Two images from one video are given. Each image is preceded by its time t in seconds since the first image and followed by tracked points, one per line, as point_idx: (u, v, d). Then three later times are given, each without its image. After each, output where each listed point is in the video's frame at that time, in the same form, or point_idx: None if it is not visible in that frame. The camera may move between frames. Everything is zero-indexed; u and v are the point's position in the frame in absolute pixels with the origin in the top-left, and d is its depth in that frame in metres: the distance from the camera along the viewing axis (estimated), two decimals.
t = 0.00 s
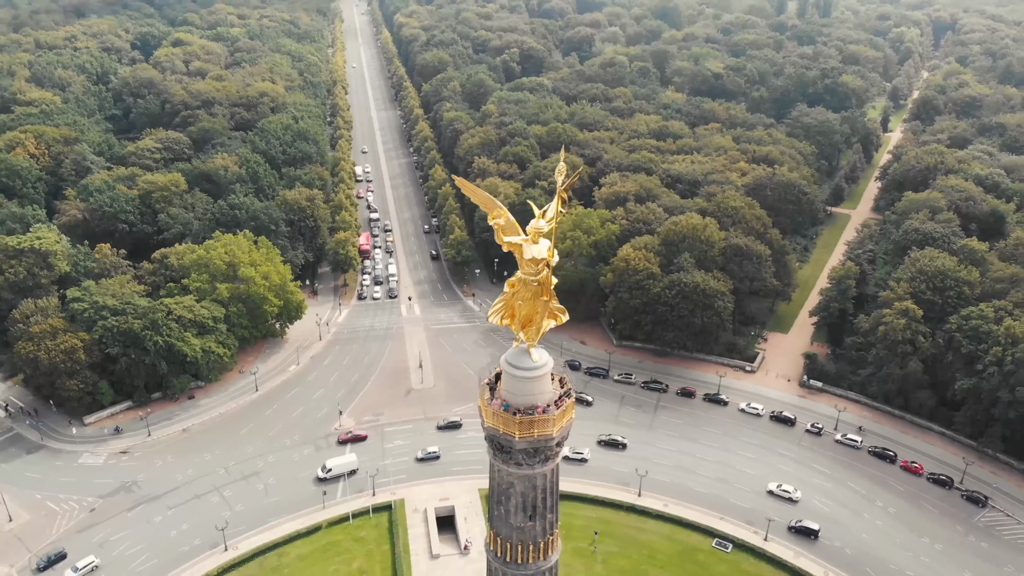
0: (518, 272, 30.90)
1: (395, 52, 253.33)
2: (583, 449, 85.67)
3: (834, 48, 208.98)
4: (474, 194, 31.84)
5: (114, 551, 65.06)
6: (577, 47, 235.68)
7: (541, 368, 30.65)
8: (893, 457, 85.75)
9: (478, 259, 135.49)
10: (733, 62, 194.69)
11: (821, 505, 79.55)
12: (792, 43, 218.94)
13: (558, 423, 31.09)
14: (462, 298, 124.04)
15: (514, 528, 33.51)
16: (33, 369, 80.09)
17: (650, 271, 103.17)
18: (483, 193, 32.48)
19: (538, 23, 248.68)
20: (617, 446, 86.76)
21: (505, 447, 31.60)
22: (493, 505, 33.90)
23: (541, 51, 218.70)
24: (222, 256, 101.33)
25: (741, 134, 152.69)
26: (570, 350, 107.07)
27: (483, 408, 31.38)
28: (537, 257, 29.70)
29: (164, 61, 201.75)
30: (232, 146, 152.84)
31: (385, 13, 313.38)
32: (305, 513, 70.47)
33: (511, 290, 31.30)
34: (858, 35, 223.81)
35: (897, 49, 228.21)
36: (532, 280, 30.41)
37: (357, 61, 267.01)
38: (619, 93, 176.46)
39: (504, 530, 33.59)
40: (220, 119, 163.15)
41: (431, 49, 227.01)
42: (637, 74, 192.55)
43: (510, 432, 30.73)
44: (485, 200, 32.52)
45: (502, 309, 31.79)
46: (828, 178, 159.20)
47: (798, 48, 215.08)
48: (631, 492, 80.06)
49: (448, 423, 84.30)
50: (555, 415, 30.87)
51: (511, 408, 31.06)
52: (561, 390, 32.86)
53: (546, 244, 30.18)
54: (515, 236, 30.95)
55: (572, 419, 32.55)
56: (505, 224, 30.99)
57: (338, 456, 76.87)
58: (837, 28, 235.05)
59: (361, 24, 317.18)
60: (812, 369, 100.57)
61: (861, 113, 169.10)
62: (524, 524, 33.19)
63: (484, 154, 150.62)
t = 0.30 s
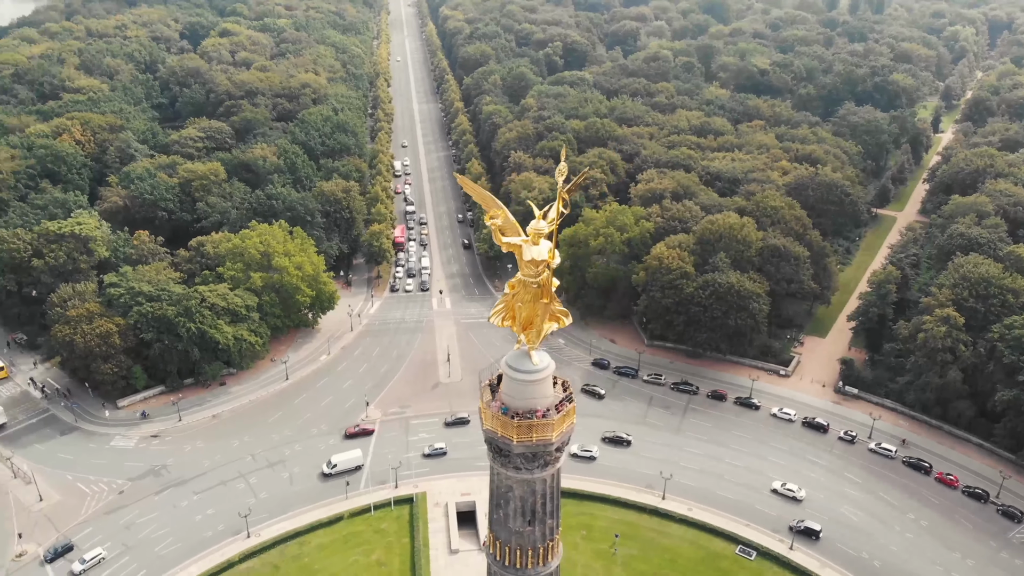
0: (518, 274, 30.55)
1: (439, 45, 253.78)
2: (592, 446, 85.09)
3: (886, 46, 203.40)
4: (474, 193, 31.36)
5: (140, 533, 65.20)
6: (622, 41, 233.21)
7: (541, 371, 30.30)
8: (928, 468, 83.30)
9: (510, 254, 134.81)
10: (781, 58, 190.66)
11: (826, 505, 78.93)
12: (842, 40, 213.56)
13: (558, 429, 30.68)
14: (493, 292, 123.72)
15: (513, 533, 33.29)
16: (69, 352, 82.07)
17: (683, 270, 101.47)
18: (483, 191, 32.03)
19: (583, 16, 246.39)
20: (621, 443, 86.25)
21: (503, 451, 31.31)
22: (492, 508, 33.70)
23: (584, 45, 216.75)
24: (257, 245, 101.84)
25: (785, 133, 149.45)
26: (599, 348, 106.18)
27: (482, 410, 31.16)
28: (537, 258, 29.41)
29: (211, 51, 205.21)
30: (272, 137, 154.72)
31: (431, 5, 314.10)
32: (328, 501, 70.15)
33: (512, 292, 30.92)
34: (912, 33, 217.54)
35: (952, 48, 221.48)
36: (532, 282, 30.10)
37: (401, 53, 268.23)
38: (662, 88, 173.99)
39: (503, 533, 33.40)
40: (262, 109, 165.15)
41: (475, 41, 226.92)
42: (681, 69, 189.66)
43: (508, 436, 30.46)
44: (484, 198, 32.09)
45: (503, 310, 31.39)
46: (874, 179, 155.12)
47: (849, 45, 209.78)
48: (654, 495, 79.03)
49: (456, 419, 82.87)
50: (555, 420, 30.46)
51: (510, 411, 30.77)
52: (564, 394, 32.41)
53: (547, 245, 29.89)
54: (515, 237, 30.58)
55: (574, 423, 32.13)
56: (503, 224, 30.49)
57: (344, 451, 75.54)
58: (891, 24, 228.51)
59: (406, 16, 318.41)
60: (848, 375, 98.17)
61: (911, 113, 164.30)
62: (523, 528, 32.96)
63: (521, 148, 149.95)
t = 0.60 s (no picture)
0: (519, 276, 30.42)
1: (484, 37, 253.30)
2: (604, 446, 83.79)
3: (942, 44, 197.15)
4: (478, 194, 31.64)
5: (166, 516, 66.42)
6: (669, 36, 230.25)
7: (540, 375, 30.07)
8: (965, 482, 80.53)
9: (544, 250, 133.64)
10: (831, 55, 185.78)
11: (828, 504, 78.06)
12: (897, 37, 207.58)
13: (556, 435, 30.40)
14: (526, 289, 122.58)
15: (511, 538, 33.01)
16: (106, 336, 83.89)
17: (719, 271, 99.35)
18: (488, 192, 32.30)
19: (630, 9, 243.23)
20: (627, 441, 85.23)
21: (501, 454, 31.12)
22: (491, 512, 33.51)
23: (630, 39, 214.50)
24: (292, 235, 101.21)
25: (832, 131, 145.53)
26: (630, 348, 104.96)
27: (481, 413, 31.09)
28: (536, 260, 29.19)
29: (258, 41, 208.07)
30: (314, 127, 156.02)
31: None
32: (350, 492, 70.27)
33: (512, 295, 30.75)
34: (971, 31, 210.55)
35: (1012, 48, 213.96)
36: (531, 285, 29.89)
37: (446, 45, 268.46)
38: (706, 84, 170.86)
39: (501, 538, 33.14)
40: (305, 100, 166.66)
41: (520, 33, 225.57)
42: (728, 65, 185.94)
43: (506, 440, 30.30)
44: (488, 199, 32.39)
45: (503, 313, 31.25)
46: (924, 181, 150.54)
47: (903, 43, 203.83)
48: (680, 500, 77.46)
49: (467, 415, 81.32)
50: (553, 426, 30.20)
51: (509, 415, 30.63)
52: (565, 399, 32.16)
53: (546, 246, 29.59)
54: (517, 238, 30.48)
55: (574, 430, 31.79)
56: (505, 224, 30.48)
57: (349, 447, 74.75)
58: (949, 23, 221.49)
59: (453, 8, 318.57)
60: (887, 383, 95.19)
61: (966, 114, 159.01)
62: (521, 534, 32.69)
63: (560, 143, 148.85)
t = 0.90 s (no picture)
0: (518, 278, 29.85)
1: (531, 30, 251.74)
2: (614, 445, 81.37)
3: (1005, 45, 190.09)
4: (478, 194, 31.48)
5: (194, 499, 67.76)
6: (720, 30, 226.21)
7: (539, 379, 29.51)
8: (1005, 499, 76.51)
9: (580, 246, 131.94)
10: (887, 53, 180.10)
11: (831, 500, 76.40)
12: (956, 36, 200.92)
13: (554, 441, 30.10)
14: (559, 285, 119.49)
15: (509, 545, 32.74)
16: (144, 320, 85.87)
17: (758, 273, 96.14)
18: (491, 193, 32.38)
19: (680, 4, 239.28)
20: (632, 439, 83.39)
21: (498, 458, 30.95)
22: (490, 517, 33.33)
23: (679, 33, 211.32)
24: (330, 225, 99.67)
25: (884, 131, 141.00)
26: (663, 349, 101.72)
27: (479, 417, 31.00)
28: (534, 263, 28.55)
29: (307, 31, 210.48)
30: (357, 119, 157.04)
31: None
32: (374, 483, 70.70)
33: (512, 297, 30.17)
34: None
35: None
36: (530, 288, 29.33)
37: (494, 37, 267.75)
38: (755, 80, 166.59)
39: (499, 544, 32.90)
40: (350, 91, 167.97)
41: (567, 27, 224.30)
42: (779, 61, 181.28)
43: (502, 444, 30.13)
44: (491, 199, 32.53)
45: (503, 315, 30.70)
46: (979, 185, 145.18)
47: (963, 42, 197.07)
48: (706, 506, 74.84)
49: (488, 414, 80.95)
50: (550, 431, 29.90)
51: (506, 419, 30.38)
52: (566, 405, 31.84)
53: (546, 249, 28.91)
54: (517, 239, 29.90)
55: (574, 437, 31.40)
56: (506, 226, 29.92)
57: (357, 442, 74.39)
58: (1012, 23, 213.61)
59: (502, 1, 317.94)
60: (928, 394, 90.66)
61: None
62: (518, 541, 32.42)
63: (601, 138, 147.12)
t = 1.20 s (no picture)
0: (516, 280, 30.55)
1: (580, 22, 249.20)
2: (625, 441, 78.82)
3: None
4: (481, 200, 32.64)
5: (222, 483, 69.05)
6: (774, 24, 220.87)
7: (535, 383, 30.17)
8: None
9: (619, 242, 128.84)
10: (948, 50, 173.65)
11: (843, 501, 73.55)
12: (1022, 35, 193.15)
13: (550, 449, 30.40)
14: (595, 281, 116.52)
15: (505, 550, 33.26)
16: (183, 304, 87.72)
17: (799, 275, 91.29)
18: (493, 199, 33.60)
19: None
20: (639, 435, 80.75)
21: (493, 463, 31.42)
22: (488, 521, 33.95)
23: (732, 26, 207.05)
24: (367, 215, 98.45)
25: (939, 132, 136.15)
26: (699, 350, 97.95)
27: (477, 419, 31.47)
28: (532, 265, 29.19)
29: (356, 21, 211.94)
30: (401, 109, 157.31)
31: None
32: (400, 473, 71.12)
33: (510, 300, 30.83)
34: None
35: None
36: (528, 290, 29.89)
37: (542, 28, 265.95)
38: (808, 76, 162.22)
39: (496, 548, 33.47)
40: (395, 81, 168.55)
41: (617, 19, 221.77)
42: (833, 57, 175.96)
43: (497, 449, 30.50)
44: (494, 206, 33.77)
45: (502, 318, 31.38)
46: None
47: None
48: (734, 512, 71.45)
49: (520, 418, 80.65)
50: (546, 438, 30.24)
51: (502, 423, 30.90)
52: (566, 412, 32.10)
53: (542, 251, 29.50)
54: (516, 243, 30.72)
55: (572, 444, 31.65)
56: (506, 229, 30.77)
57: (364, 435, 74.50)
58: None
59: None
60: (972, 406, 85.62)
61: None
62: (515, 546, 32.88)
63: (644, 133, 145.00)
